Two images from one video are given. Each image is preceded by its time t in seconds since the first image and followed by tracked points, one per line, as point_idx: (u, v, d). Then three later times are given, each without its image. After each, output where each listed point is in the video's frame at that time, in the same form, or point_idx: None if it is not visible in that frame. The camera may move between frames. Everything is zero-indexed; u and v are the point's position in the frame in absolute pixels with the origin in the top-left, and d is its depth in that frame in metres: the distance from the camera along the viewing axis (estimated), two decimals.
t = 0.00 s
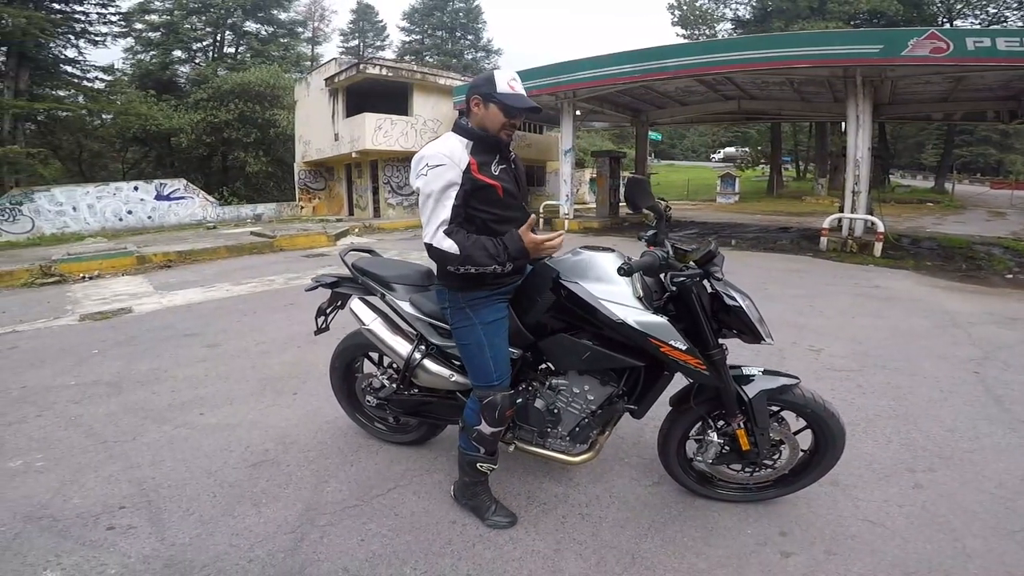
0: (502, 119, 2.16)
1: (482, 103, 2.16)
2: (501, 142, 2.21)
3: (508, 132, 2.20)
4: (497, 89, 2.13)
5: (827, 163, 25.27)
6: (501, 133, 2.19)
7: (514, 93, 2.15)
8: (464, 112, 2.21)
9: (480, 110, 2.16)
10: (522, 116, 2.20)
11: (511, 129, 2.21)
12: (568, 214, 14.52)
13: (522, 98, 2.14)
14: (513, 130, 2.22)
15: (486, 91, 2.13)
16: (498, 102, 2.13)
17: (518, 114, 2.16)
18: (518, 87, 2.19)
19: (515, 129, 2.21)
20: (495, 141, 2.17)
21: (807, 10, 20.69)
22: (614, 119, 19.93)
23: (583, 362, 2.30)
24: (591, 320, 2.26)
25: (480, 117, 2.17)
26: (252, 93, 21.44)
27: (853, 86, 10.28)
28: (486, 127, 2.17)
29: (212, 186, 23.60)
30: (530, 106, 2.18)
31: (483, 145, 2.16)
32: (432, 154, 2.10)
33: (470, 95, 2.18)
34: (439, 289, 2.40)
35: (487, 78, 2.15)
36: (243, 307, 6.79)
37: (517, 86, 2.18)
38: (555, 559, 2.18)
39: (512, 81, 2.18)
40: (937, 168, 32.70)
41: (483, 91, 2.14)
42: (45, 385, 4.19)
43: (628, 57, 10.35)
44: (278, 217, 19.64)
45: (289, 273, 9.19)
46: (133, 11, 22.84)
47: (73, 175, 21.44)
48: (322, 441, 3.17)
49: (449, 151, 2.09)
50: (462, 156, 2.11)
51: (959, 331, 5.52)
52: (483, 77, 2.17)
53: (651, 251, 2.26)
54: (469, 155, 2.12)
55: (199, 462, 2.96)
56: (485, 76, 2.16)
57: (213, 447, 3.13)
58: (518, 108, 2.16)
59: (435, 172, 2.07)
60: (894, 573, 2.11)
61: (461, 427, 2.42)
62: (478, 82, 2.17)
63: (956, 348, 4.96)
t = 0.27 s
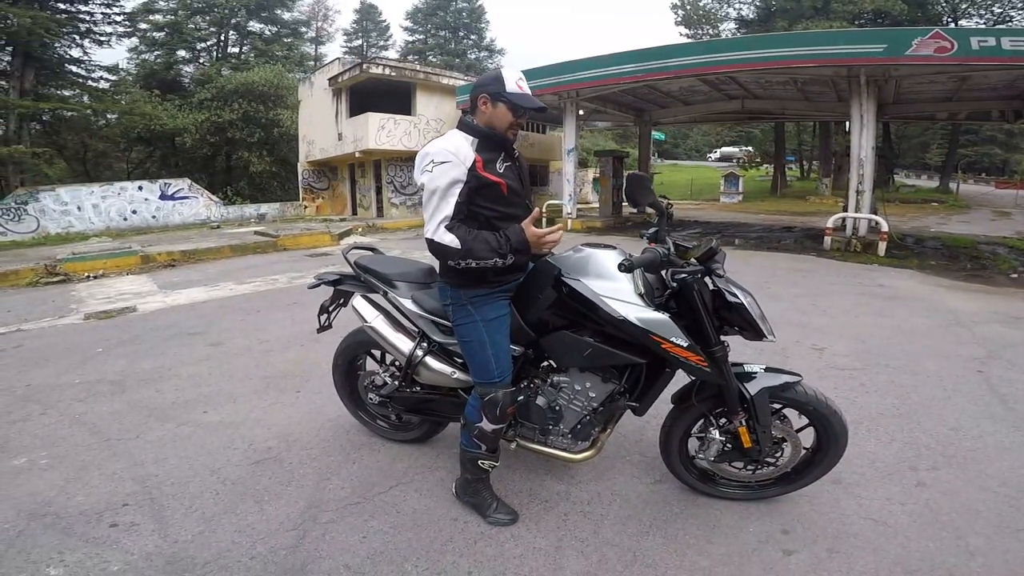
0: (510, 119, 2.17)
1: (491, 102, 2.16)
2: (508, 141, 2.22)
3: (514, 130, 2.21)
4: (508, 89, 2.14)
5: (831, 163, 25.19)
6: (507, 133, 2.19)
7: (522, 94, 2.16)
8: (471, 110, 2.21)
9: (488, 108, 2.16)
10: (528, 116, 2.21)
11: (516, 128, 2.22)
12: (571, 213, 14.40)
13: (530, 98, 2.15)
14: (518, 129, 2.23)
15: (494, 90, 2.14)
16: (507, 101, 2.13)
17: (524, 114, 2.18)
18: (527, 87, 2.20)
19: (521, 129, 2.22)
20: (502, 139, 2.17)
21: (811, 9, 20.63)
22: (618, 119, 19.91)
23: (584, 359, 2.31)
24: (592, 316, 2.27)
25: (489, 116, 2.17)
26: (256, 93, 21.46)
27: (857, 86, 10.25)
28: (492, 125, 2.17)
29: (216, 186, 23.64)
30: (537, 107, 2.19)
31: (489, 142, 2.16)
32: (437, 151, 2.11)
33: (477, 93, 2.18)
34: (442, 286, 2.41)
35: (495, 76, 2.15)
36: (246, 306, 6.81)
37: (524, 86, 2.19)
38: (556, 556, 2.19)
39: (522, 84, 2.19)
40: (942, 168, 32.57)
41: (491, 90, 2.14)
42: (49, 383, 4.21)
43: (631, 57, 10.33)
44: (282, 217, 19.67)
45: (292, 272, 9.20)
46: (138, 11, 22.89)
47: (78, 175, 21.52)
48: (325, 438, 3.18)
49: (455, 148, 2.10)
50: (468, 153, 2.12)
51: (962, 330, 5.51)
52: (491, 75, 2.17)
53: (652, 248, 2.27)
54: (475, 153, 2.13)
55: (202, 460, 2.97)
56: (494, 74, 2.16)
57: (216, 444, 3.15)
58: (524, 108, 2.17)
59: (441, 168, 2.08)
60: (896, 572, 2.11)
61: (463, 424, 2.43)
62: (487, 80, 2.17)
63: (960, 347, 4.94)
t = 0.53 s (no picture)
0: (506, 116, 2.16)
1: (487, 100, 2.16)
2: (507, 138, 2.21)
3: (513, 127, 2.20)
4: (503, 86, 2.14)
5: (831, 163, 25.17)
6: (505, 130, 2.18)
7: (517, 90, 2.15)
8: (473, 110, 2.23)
9: (485, 107, 2.16)
10: (526, 113, 2.19)
11: (515, 125, 2.20)
12: (571, 213, 14.46)
13: (523, 93, 2.13)
14: (519, 125, 2.22)
15: (490, 87, 2.15)
16: (503, 99, 2.13)
17: (521, 110, 2.16)
18: (525, 84, 2.19)
19: (520, 127, 2.20)
20: (499, 136, 2.16)
21: (811, 9, 20.62)
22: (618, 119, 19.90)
23: (583, 357, 2.31)
24: (591, 313, 2.27)
25: (485, 113, 2.17)
26: (256, 93, 21.43)
27: (857, 85, 10.25)
28: (490, 123, 2.16)
29: (216, 186, 23.61)
30: (536, 104, 2.18)
31: (487, 140, 2.16)
32: (434, 148, 2.13)
33: (478, 92, 2.20)
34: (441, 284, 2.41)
35: (492, 75, 2.16)
36: (246, 305, 6.80)
37: (523, 84, 2.18)
38: (555, 556, 2.19)
39: (519, 80, 2.18)
40: (942, 168, 32.54)
41: (488, 88, 2.15)
42: (49, 381, 4.20)
43: (631, 56, 10.32)
44: (281, 216, 19.65)
45: (292, 271, 9.19)
46: (138, 10, 22.87)
47: (77, 174, 21.48)
48: (325, 437, 3.18)
49: (454, 144, 2.12)
50: (467, 149, 2.13)
51: (963, 330, 5.50)
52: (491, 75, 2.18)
53: (652, 246, 2.27)
54: (474, 149, 2.13)
55: (201, 459, 2.97)
56: (493, 73, 2.17)
57: (215, 443, 3.14)
58: (522, 105, 2.16)
59: (438, 164, 2.10)
60: (896, 571, 2.11)
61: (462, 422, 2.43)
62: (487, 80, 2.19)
63: (960, 346, 4.94)
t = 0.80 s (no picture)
0: (487, 109, 2.11)
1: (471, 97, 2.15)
2: (498, 134, 2.17)
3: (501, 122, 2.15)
4: (475, 81, 2.11)
5: (831, 163, 25.16)
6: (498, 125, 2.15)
7: (488, 79, 2.10)
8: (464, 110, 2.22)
9: (471, 104, 2.14)
10: (510, 103, 2.13)
11: (505, 117, 2.15)
12: (571, 214, 14.44)
13: (497, 81, 2.08)
14: (512, 120, 2.18)
15: (469, 83, 2.14)
16: (479, 93, 2.10)
17: (499, 97, 2.10)
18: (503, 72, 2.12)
19: (510, 116, 2.14)
20: (492, 133, 2.13)
21: (812, 9, 20.62)
22: (618, 119, 19.91)
23: (583, 357, 2.29)
24: (592, 313, 2.25)
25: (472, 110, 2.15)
26: (256, 93, 21.43)
27: (857, 85, 10.24)
28: (483, 120, 2.14)
29: (216, 186, 23.58)
30: (518, 92, 2.13)
31: (482, 139, 2.15)
32: (428, 146, 2.13)
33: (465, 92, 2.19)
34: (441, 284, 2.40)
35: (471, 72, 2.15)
36: (245, 305, 6.80)
37: (498, 72, 2.12)
38: (556, 556, 2.17)
39: (490, 69, 2.12)
40: (942, 169, 32.53)
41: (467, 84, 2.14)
42: (48, 382, 4.19)
43: (632, 56, 10.31)
44: (281, 217, 19.62)
45: (292, 272, 9.18)
46: (138, 11, 22.84)
47: (78, 175, 21.49)
48: (325, 437, 3.18)
49: (448, 143, 2.11)
50: (462, 148, 2.12)
51: (963, 330, 5.49)
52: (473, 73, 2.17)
53: (653, 247, 2.26)
54: (470, 149, 2.12)
55: (199, 459, 2.96)
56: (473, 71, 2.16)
57: (215, 443, 3.14)
58: (501, 93, 2.10)
59: (433, 162, 2.09)
60: (897, 571, 2.10)
61: (463, 423, 2.42)
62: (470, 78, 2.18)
63: (960, 347, 4.93)
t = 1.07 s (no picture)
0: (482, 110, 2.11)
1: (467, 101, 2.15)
2: (495, 136, 2.16)
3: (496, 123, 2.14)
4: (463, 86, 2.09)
5: (832, 163, 25.15)
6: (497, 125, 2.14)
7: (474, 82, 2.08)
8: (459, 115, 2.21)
9: (465, 109, 2.13)
10: (501, 105, 2.11)
11: (498, 121, 2.14)
12: (571, 214, 14.43)
13: (482, 84, 2.05)
14: (511, 120, 2.18)
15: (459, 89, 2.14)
16: (468, 97, 2.09)
17: (491, 99, 2.08)
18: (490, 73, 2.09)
19: (507, 114, 2.13)
20: (491, 133, 2.13)
21: (812, 10, 20.62)
22: (618, 119, 19.90)
23: (585, 358, 2.29)
24: (594, 314, 2.25)
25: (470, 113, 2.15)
26: (256, 93, 21.43)
27: (857, 85, 10.23)
28: (479, 124, 2.13)
29: (216, 186, 23.58)
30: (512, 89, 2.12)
31: (482, 140, 2.15)
32: (431, 148, 2.12)
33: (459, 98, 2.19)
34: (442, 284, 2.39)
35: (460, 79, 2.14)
36: (246, 305, 6.80)
37: (483, 74, 2.07)
38: (557, 557, 2.17)
39: (477, 72, 2.09)
40: (943, 169, 32.52)
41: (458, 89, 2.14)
42: (48, 382, 4.19)
43: (632, 57, 10.30)
44: (281, 216, 19.62)
45: (292, 272, 9.18)
46: (138, 11, 22.84)
47: (78, 175, 21.51)
48: (326, 438, 3.17)
49: (451, 145, 2.11)
50: (465, 149, 2.12)
51: (964, 331, 5.49)
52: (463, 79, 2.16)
53: (656, 247, 2.25)
54: (472, 150, 2.12)
55: (200, 459, 2.96)
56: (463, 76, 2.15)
57: (215, 443, 3.13)
58: (491, 94, 2.08)
59: (436, 163, 2.09)
60: (899, 572, 2.09)
61: (464, 424, 2.41)
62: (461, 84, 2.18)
63: (961, 348, 4.92)
